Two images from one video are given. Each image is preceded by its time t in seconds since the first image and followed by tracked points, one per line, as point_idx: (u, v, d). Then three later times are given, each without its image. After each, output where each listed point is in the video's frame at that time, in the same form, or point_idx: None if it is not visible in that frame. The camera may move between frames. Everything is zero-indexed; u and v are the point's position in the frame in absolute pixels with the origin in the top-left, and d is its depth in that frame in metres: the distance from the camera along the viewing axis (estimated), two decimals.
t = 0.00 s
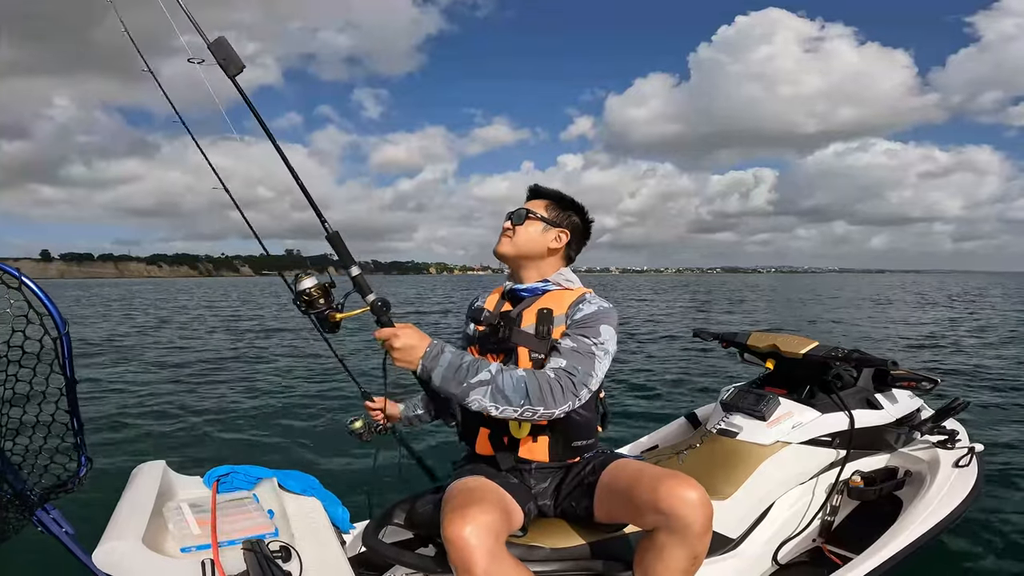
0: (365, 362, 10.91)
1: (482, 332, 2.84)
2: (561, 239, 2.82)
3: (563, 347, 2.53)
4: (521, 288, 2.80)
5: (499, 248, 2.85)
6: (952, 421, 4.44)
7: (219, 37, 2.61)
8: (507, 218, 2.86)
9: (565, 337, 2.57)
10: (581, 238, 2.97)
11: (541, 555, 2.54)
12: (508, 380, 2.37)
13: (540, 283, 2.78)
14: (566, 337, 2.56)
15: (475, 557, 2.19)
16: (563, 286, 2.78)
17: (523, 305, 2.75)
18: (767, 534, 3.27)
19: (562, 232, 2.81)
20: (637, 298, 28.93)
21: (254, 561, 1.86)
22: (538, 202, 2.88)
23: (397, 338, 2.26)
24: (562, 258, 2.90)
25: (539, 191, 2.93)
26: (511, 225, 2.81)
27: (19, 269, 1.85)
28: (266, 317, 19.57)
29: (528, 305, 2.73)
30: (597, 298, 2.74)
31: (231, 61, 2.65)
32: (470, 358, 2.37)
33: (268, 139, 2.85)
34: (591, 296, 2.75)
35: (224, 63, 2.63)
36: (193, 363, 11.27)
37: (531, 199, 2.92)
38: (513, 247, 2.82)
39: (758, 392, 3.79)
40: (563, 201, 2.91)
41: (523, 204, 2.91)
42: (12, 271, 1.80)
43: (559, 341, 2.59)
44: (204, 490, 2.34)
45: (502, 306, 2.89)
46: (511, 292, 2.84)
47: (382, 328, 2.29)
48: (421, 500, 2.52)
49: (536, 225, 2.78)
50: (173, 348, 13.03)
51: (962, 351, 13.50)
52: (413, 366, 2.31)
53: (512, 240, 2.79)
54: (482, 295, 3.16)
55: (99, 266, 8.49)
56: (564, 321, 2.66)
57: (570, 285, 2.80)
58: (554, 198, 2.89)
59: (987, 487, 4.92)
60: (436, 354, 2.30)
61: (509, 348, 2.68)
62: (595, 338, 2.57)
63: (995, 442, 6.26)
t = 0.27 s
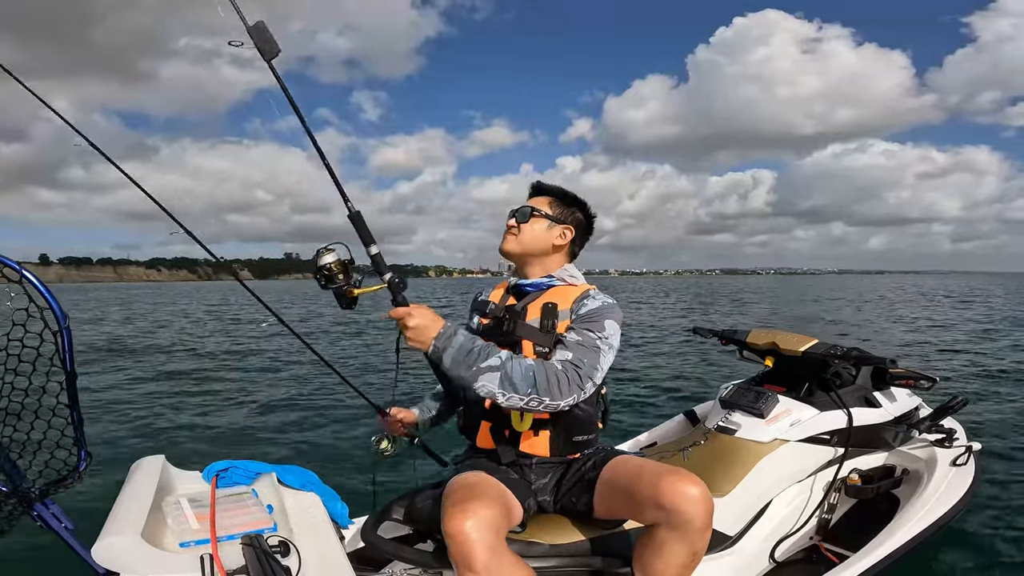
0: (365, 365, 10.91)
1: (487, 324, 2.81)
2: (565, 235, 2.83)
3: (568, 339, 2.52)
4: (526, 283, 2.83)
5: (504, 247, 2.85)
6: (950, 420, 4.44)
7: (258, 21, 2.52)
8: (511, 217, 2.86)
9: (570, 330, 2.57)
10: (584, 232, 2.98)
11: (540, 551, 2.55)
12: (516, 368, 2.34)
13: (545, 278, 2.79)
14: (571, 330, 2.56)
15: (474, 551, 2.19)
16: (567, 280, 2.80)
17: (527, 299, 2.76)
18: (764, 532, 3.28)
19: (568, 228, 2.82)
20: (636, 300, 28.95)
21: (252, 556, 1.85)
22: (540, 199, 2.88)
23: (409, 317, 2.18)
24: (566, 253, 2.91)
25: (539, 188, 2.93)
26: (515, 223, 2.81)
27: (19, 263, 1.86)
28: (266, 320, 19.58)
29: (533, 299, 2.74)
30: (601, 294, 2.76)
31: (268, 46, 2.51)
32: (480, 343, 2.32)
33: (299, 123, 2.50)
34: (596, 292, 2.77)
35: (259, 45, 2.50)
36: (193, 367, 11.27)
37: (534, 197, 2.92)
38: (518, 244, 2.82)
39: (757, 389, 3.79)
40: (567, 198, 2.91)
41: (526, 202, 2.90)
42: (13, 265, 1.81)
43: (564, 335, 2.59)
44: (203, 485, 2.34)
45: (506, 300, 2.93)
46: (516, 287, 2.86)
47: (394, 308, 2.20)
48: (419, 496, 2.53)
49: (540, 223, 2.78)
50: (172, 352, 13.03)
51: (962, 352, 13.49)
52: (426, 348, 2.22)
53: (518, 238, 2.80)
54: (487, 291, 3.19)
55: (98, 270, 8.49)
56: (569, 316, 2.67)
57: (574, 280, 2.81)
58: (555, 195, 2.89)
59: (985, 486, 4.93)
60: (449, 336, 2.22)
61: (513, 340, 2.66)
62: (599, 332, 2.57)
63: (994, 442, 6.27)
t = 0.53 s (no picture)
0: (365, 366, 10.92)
1: (496, 323, 2.81)
2: (577, 237, 2.83)
3: (584, 346, 2.55)
4: (538, 284, 2.81)
5: (519, 266, 2.82)
6: (951, 420, 4.44)
7: (320, 56, 2.75)
8: (518, 234, 2.78)
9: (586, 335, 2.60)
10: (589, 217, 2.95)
11: (541, 551, 2.55)
12: (536, 377, 2.41)
13: (557, 278, 2.79)
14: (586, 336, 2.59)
15: (474, 551, 2.19)
16: (577, 282, 2.81)
17: (539, 299, 2.75)
18: (765, 531, 3.27)
19: (579, 228, 2.81)
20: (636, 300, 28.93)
21: (253, 555, 1.86)
22: (539, 204, 2.77)
23: (441, 325, 2.38)
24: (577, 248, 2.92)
25: (534, 190, 2.82)
26: (526, 240, 2.76)
27: (20, 262, 1.86)
28: (266, 321, 19.59)
29: (545, 300, 2.74)
30: (611, 297, 2.78)
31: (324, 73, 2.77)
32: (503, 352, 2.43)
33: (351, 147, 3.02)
34: (606, 295, 2.79)
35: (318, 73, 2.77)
36: (192, 368, 11.27)
37: (529, 203, 2.80)
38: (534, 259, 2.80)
39: (758, 389, 3.79)
40: (563, 193, 2.81)
41: (524, 212, 2.79)
42: (15, 264, 1.81)
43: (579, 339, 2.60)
44: (204, 484, 2.34)
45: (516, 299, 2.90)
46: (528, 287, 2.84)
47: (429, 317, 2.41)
48: (420, 495, 2.53)
49: (552, 236, 2.75)
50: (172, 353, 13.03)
51: (962, 352, 13.47)
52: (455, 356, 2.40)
53: (535, 257, 2.77)
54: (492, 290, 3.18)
55: (97, 271, 8.49)
56: (582, 318, 2.69)
57: (585, 282, 2.83)
58: (554, 196, 2.78)
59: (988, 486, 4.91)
60: (476, 345, 2.39)
61: (525, 341, 2.69)
62: (616, 339, 2.59)
63: (995, 442, 6.25)
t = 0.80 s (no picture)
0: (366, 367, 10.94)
1: (491, 328, 2.83)
2: (576, 244, 2.74)
3: (586, 354, 2.59)
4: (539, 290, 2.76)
5: (523, 284, 2.73)
6: (952, 419, 4.44)
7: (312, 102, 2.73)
8: (518, 254, 2.65)
9: (587, 342, 2.62)
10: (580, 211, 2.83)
11: (541, 551, 2.55)
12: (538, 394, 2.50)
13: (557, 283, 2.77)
14: (588, 343, 2.62)
15: (474, 553, 2.19)
16: (576, 285, 2.79)
17: (539, 304, 2.72)
18: (766, 531, 3.27)
19: (578, 235, 2.72)
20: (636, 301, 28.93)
21: (255, 555, 1.86)
22: (537, 217, 2.61)
23: (444, 349, 2.54)
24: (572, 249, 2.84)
25: (528, 201, 2.63)
26: (529, 259, 2.64)
27: (22, 263, 1.87)
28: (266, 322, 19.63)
29: (545, 305, 2.71)
30: (612, 299, 2.79)
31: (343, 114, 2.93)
32: (505, 371, 2.54)
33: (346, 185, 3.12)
34: (606, 296, 2.80)
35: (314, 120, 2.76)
36: (192, 369, 11.28)
37: (522, 219, 2.61)
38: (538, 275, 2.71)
39: (758, 389, 3.79)
40: (556, 203, 2.64)
41: (519, 230, 2.62)
42: (16, 266, 1.81)
43: (580, 345, 2.63)
44: (205, 485, 2.34)
45: (513, 303, 2.85)
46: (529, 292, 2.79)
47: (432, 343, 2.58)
48: (421, 495, 2.54)
49: (556, 252, 2.65)
50: (172, 355, 13.04)
51: (962, 352, 13.48)
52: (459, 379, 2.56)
53: (540, 275, 2.69)
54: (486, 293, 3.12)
55: (98, 274, 8.51)
56: (583, 323, 2.69)
57: (583, 284, 2.81)
58: (551, 208, 2.62)
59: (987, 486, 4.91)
60: (478, 366, 2.52)
61: (525, 347, 2.70)
62: (617, 346, 2.64)
63: (994, 442, 6.26)
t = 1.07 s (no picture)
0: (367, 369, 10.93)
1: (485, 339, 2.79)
2: (572, 248, 2.72)
3: (589, 364, 2.62)
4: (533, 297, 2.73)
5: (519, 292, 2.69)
6: (954, 421, 4.43)
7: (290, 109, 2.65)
8: (515, 262, 2.60)
9: (589, 350, 2.64)
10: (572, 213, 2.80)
11: (542, 554, 2.54)
12: (544, 409, 2.51)
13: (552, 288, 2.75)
14: (590, 351, 2.64)
15: (467, 563, 2.20)
16: (570, 288, 2.76)
17: (534, 312, 2.71)
18: (767, 534, 3.27)
19: (574, 239, 2.70)
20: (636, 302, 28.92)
21: (255, 559, 1.85)
22: (535, 225, 2.55)
23: (442, 370, 2.52)
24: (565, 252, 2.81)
25: (525, 208, 2.57)
26: (527, 268, 2.59)
27: (22, 266, 1.87)
28: (267, 324, 19.63)
29: (540, 313, 2.70)
30: (609, 301, 2.79)
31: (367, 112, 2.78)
32: (508, 388, 2.54)
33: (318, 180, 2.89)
34: (602, 298, 2.79)
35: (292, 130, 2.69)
36: (193, 371, 11.27)
37: (517, 226, 2.56)
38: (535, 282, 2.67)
39: (759, 391, 3.78)
40: (552, 208, 2.59)
41: (516, 238, 2.56)
42: (16, 268, 1.81)
43: (581, 352, 2.65)
44: (206, 487, 2.33)
45: (505, 310, 2.81)
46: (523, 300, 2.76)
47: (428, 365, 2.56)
48: (421, 499, 2.54)
49: (554, 259, 2.62)
50: (173, 357, 13.04)
51: (963, 353, 13.46)
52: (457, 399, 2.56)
53: (537, 284, 2.65)
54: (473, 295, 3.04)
55: (98, 276, 8.51)
56: (582, 328, 2.70)
57: (577, 286, 2.78)
58: (549, 214, 2.58)
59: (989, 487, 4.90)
60: (478, 388, 2.51)
61: (523, 358, 2.69)
62: (618, 352, 2.66)
63: (995, 443, 6.25)
